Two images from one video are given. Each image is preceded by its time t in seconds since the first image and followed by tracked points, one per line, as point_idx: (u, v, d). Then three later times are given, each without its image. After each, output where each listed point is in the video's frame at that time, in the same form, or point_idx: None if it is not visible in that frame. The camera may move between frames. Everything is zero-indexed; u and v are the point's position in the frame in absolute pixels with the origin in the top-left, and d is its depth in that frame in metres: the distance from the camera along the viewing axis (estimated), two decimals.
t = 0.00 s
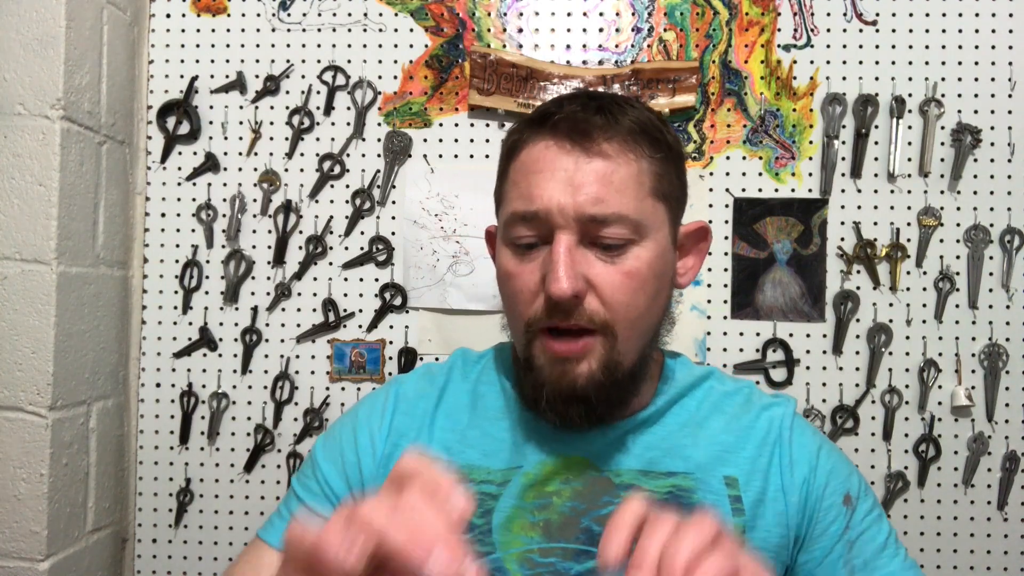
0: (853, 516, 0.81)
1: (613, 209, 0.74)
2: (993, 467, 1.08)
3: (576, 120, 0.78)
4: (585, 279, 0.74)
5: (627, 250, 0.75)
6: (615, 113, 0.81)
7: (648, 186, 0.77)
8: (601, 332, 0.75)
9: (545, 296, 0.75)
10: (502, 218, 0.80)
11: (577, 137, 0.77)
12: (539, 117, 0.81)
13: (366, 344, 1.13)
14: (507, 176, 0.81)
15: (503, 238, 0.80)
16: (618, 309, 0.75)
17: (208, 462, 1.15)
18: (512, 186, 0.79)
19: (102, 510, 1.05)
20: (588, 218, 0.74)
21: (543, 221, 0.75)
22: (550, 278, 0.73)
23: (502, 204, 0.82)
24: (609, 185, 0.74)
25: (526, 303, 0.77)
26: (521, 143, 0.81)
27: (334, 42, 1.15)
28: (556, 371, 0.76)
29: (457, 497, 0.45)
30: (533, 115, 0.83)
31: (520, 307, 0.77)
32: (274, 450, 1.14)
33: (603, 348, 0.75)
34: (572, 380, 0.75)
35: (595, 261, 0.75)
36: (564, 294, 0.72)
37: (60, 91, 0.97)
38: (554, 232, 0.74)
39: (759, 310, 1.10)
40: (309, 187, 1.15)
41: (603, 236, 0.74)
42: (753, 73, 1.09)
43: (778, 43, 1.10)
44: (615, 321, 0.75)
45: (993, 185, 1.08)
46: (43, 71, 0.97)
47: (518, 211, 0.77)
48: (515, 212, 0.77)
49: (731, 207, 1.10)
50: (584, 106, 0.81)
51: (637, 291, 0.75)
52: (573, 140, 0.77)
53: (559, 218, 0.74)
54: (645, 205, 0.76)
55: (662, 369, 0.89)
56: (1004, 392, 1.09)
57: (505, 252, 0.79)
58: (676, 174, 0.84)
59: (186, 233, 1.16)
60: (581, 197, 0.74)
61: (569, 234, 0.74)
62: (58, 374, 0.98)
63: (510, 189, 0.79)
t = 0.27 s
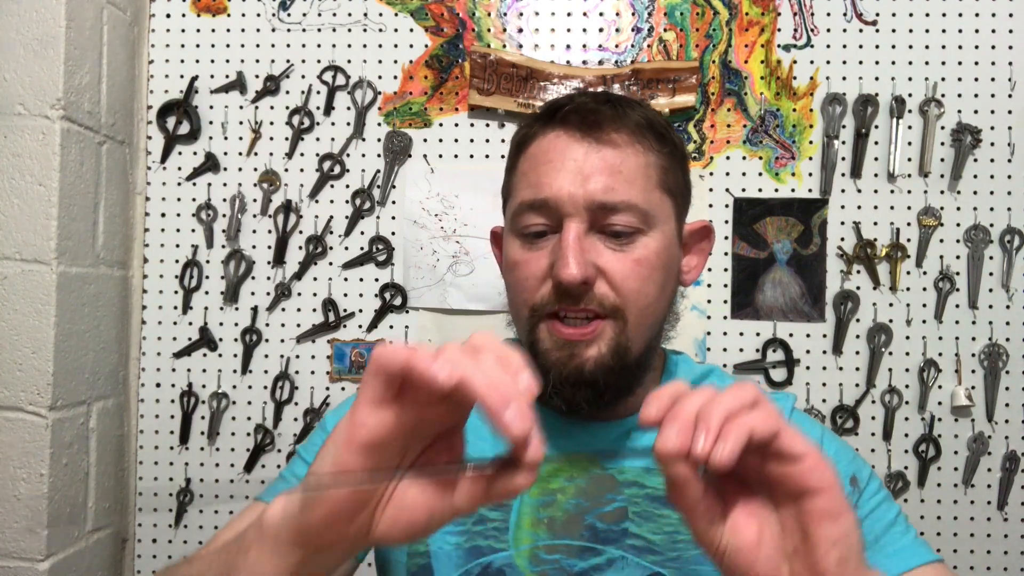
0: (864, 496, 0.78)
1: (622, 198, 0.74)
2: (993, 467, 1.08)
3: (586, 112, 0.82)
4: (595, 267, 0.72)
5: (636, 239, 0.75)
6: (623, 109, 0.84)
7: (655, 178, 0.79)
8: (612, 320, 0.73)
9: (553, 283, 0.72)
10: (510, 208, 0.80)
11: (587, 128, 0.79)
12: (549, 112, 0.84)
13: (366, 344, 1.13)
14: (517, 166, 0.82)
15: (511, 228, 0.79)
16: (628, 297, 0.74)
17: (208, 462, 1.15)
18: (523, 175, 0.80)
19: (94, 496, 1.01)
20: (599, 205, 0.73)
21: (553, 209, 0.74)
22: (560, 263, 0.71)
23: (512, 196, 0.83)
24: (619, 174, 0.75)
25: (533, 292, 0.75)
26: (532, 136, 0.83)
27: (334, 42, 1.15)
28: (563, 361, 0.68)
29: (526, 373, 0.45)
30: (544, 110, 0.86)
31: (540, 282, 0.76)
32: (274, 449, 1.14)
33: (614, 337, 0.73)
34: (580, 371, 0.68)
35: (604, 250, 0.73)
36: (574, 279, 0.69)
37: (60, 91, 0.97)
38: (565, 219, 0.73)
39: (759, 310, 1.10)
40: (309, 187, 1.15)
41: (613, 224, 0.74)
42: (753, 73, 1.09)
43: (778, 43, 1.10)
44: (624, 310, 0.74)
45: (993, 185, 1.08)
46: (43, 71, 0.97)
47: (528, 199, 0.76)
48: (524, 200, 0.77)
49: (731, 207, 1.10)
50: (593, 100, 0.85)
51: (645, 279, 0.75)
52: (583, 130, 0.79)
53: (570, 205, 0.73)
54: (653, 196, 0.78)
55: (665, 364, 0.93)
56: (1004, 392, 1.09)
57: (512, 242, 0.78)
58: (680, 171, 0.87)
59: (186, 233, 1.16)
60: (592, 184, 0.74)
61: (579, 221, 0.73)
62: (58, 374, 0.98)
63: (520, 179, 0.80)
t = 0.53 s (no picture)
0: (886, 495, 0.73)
1: (626, 194, 0.75)
2: (993, 467, 1.09)
3: (589, 109, 0.81)
4: (599, 262, 0.73)
5: (641, 235, 0.76)
6: (628, 105, 0.83)
7: (660, 176, 0.79)
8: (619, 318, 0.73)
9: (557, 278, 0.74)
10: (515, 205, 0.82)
11: (590, 125, 0.80)
12: (552, 109, 0.85)
13: (366, 344, 1.13)
14: (521, 164, 0.84)
15: (515, 225, 0.80)
16: (635, 294, 0.74)
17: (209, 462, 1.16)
18: (525, 173, 0.81)
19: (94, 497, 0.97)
20: (603, 202, 0.75)
21: (557, 206, 0.76)
22: (563, 259, 0.73)
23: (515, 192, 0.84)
24: (622, 171, 0.76)
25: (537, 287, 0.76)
26: (535, 134, 0.84)
27: (334, 42, 1.15)
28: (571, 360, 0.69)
29: (572, 316, 0.47)
30: (547, 107, 0.86)
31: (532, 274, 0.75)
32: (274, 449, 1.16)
33: (619, 332, 0.73)
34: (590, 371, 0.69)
35: (608, 246, 0.75)
36: (578, 274, 0.71)
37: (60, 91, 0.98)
38: (568, 216, 0.75)
39: (759, 310, 1.10)
40: (309, 187, 1.15)
41: (616, 220, 0.75)
42: (753, 73, 1.09)
43: (778, 43, 1.10)
44: (631, 308, 0.74)
45: (993, 185, 1.08)
46: (45, 72, 0.98)
47: (532, 196, 0.78)
48: (527, 199, 0.78)
49: (731, 207, 1.10)
50: (598, 96, 0.84)
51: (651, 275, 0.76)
52: (586, 127, 0.80)
53: (573, 201, 0.75)
54: (657, 193, 0.78)
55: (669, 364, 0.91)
56: (1004, 392, 1.09)
57: (517, 238, 0.80)
58: (685, 168, 0.86)
59: (186, 233, 1.17)
60: (596, 181, 0.75)
61: (581, 217, 0.75)
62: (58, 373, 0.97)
63: (523, 177, 0.82)
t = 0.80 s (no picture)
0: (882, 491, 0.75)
1: (621, 192, 0.74)
2: (993, 467, 1.09)
3: (584, 108, 0.85)
4: (593, 263, 0.64)
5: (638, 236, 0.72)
6: (622, 104, 0.87)
7: (656, 175, 0.81)
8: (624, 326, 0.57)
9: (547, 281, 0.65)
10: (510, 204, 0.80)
11: (586, 122, 0.83)
12: (547, 108, 0.88)
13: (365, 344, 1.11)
14: (515, 162, 0.86)
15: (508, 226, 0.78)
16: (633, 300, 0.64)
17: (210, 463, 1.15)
18: (520, 171, 0.84)
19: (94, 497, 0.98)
20: (598, 201, 0.72)
21: (551, 206, 0.74)
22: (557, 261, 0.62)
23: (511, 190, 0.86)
24: (620, 169, 0.77)
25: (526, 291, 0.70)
26: (531, 132, 0.87)
27: (334, 42, 1.15)
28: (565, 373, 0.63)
29: (550, 301, 0.48)
30: (543, 107, 0.90)
31: (526, 271, 0.63)
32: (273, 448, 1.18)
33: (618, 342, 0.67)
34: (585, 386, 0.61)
35: (603, 247, 0.67)
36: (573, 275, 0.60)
37: (61, 91, 0.97)
38: (561, 217, 0.72)
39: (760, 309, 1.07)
40: (309, 187, 1.16)
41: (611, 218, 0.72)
42: (753, 73, 1.09)
43: (778, 43, 1.10)
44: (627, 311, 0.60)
45: (993, 185, 1.08)
46: (44, 71, 0.98)
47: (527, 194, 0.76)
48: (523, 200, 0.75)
49: (731, 207, 1.09)
50: (593, 95, 0.88)
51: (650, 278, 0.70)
52: (580, 125, 0.83)
53: (568, 199, 0.73)
54: (654, 192, 0.78)
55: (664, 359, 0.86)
56: (1004, 392, 1.09)
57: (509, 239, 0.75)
58: (682, 168, 0.88)
59: (186, 233, 1.17)
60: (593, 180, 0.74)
61: (577, 218, 0.70)
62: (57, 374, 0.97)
63: (516, 176, 0.82)
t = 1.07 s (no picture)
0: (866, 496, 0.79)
1: (607, 197, 0.76)
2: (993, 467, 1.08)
3: (567, 115, 0.80)
4: (576, 276, 0.76)
5: (619, 243, 0.78)
6: (607, 108, 0.82)
7: (642, 180, 0.80)
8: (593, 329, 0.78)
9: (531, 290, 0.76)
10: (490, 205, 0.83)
11: (568, 131, 0.79)
12: (528, 112, 0.83)
13: (366, 344, 1.12)
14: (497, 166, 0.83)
15: (491, 228, 0.81)
16: (611, 306, 0.77)
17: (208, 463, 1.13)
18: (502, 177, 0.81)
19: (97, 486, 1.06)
20: (580, 209, 0.76)
21: (531, 212, 0.77)
22: (539, 274, 0.74)
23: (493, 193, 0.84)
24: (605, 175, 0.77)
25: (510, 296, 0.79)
26: (511, 136, 0.83)
27: (334, 42, 1.15)
28: (542, 370, 0.79)
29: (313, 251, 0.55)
30: (522, 109, 0.85)
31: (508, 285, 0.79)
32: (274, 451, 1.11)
33: (595, 346, 0.79)
34: (559, 380, 0.79)
35: (585, 257, 0.77)
36: (553, 290, 0.74)
37: (60, 91, 0.97)
38: (544, 225, 0.77)
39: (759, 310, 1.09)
40: (309, 187, 1.15)
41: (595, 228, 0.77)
42: (753, 73, 1.09)
43: (778, 43, 1.10)
44: (607, 319, 0.78)
45: (993, 185, 1.08)
46: (43, 71, 0.97)
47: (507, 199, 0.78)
48: (503, 204, 0.79)
49: (731, 206, 1.10)
50: (575, 102, 0.82)
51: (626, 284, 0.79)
52: (563, 134, 0.78)
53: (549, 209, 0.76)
54: (639, 197, 0.79)
55: (654, 366, 0.93)
56: (1004, 392, 1.09)
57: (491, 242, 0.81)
58: (668, 168, 0.86)
59: (186, 233, 1.17)
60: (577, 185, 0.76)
61: (558, 228, 0.76)
62: (58, 374, 0.98)
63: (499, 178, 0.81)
